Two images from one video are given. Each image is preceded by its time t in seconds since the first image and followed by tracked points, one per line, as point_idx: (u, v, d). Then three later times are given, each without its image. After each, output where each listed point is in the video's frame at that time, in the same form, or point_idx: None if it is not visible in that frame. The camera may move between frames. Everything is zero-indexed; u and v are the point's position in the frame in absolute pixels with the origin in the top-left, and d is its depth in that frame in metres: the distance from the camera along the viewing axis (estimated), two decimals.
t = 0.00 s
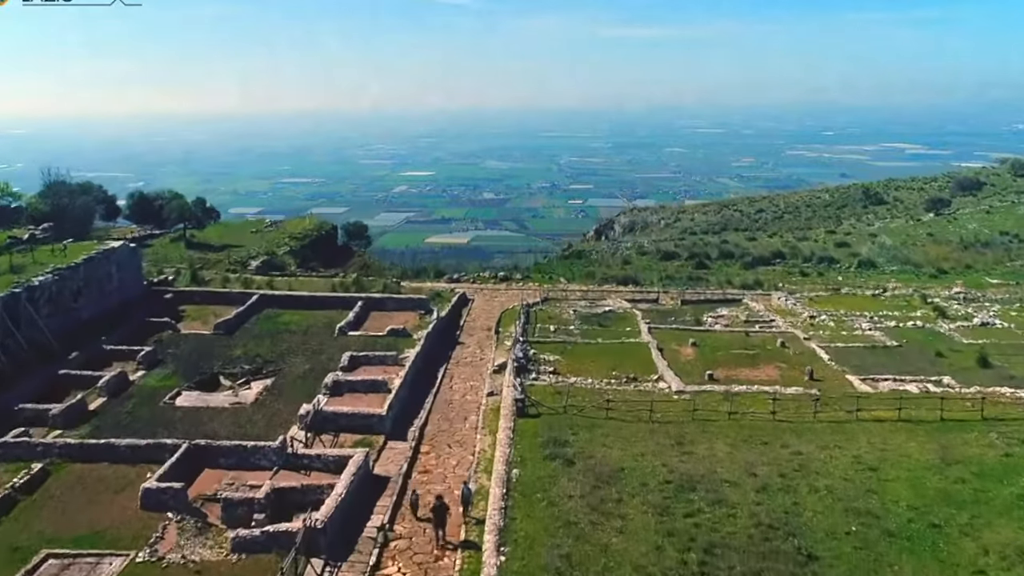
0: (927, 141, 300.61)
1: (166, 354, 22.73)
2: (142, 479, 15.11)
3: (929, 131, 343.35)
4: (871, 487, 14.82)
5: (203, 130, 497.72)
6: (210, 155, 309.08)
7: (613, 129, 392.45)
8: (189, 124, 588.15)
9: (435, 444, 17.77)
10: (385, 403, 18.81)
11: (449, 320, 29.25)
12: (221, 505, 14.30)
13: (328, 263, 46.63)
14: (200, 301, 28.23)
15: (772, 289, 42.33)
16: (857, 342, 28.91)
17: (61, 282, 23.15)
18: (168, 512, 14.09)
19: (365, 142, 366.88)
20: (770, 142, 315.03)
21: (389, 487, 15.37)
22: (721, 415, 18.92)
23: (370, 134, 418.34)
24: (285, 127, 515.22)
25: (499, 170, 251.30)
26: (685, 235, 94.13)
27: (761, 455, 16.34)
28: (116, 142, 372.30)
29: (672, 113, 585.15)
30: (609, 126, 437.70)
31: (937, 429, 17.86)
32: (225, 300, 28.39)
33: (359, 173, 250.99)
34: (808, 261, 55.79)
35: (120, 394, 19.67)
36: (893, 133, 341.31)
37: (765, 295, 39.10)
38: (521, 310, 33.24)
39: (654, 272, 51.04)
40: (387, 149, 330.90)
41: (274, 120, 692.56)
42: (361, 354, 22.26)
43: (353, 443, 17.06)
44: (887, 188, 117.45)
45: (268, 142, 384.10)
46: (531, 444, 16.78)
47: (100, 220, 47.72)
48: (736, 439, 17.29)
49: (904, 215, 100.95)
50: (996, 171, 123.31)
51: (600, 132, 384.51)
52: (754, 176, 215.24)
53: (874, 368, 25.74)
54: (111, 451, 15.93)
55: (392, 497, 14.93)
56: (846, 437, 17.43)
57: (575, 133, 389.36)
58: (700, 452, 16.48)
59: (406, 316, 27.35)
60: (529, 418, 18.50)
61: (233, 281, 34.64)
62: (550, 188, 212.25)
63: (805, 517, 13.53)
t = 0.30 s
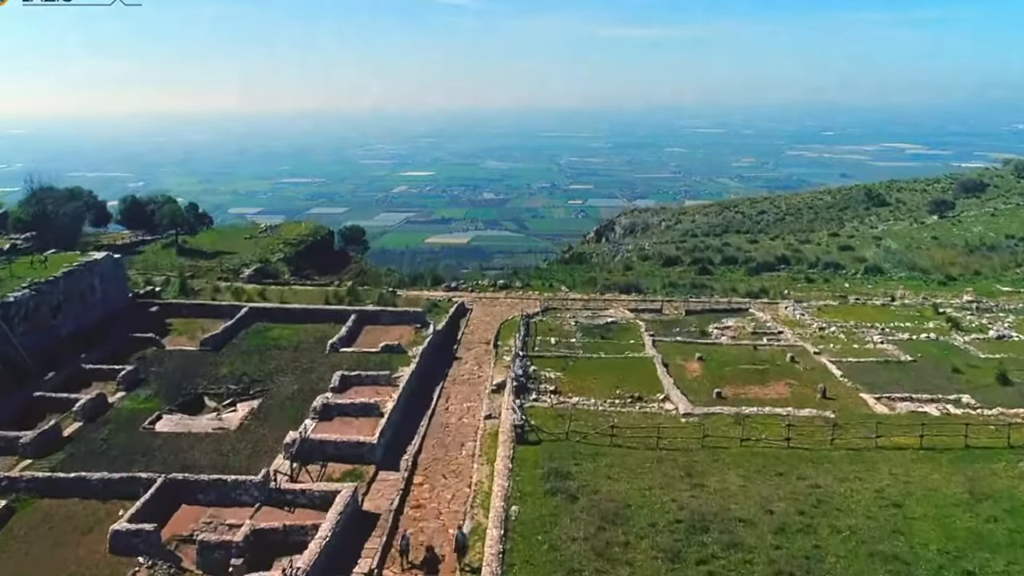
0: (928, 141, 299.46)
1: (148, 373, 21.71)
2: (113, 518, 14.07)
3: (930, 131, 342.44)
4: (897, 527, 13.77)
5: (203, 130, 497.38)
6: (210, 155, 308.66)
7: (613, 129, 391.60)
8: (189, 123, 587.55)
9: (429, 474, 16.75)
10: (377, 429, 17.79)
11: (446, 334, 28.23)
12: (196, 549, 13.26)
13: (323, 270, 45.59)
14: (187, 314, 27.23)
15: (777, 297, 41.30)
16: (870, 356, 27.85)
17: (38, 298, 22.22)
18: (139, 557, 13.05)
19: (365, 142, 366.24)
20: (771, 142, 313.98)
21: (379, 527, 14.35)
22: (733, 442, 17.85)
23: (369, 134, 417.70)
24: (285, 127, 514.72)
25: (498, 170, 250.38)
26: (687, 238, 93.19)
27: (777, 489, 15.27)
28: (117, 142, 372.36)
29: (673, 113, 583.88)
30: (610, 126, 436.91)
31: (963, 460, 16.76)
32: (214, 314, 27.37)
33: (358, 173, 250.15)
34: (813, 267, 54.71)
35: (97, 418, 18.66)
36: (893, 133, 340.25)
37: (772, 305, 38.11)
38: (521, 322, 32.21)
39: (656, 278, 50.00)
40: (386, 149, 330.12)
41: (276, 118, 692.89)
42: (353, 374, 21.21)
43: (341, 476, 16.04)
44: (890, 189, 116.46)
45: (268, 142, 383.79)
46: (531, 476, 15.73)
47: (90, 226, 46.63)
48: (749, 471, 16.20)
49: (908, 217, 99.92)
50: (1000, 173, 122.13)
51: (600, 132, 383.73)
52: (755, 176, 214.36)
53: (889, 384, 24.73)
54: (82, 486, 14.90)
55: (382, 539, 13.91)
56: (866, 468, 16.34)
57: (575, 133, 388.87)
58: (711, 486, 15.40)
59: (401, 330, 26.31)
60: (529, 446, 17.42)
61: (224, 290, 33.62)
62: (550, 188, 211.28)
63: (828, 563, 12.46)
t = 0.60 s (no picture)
0: (929, 141, 298.55)
1: (128, 395, 20.66)
2: (80, 563, 13.07)
3: (930, 131, 341.65)
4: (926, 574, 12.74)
5: (203, 130, 496.97)
6: (209, 155, 307.99)
7: (613, 129, 390.85)
8: (189, 123, 587.49)
9: (422, 509, 15.69)
10: (367, 459, 16.75)
11: (442, 349, 27.21)
12: None
13: (318, 277, 44.59)
14: (173, 329, 26.22)
15: (783, 306, 40.32)
16: (882, 372, 26.80)
17: (14, 314, 21.22)
18: None
19: (365, 142, 365.56)
20: (771, 142, 313.18)
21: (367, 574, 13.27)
22: (746, 472, 16.79)
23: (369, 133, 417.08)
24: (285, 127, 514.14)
25: (498, 170, 249.52)
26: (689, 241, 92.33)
27: (796, 528, 14.22)
28: (117, 142, 372.07)
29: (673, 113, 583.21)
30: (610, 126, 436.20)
31: (993, 494, 15.66)
32: (201, 328, 26.36)
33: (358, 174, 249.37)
34: (819, 273, 53.70)
35: (71, 445, 17.64)
36: (893, 134, 339.40)
37: (778, 314, 37.10)
38: (521, 335, 31.21)
39: (659, 285, 49.01)
40: (386, 149, 329.32)
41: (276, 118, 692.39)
42: (343, 395, 20.19)
43: (328, 514, 15.01)
44: (893, 191, 115.55)
45: (268, 141, 383.39)
46: (532, 514, 14.67)
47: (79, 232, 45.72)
48: (763, 506, 15.14)
49: (911, 220, 99.02)
50: (1003, 174, 121.07)
51: (600, 132, 383.03)
52: (756, 176, 213.44)
53: (904, 403, 23.69)
54: (49, 526, 13.90)
55: None
56: (890, 504, 15.27)
57: (575, 133, 388.27)
58: (726, 524, 14.33)
59: (396, 346, 25.28)
60: (527, 477, 16.37)
61: (214, 300, 32.60)
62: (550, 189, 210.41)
63: None
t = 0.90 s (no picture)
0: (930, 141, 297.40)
1: (102, 423, 19.42)
2: None
3: (931, 131, 340.60)
4: None
5: (203, 130, 496.43)
6: (209, 156, 307.30)
7: (613, 129, 390.02)
8: (189, 123, 587.03)
9: (412, 557, 14.44)
10: (354, 499, 15.52)
11: (438, 368, 25.98)
12: None
13: (312, 287, 43.41)
14: (156, 348, 25.00)
15: (790, 318, 39.11)
16: (899, 392, 25.56)
17: None
18: None
19: (365, 142, 364.75)
20: (772, 143, 312.04)
21: None
22: (763, 513, 15.54)
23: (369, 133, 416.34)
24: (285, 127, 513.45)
25: (497, 170, 248.48)
26: (690, 244, 91.22)
27: None
28: (117, 142, 371.82)
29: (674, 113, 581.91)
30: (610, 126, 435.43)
31: None
32: (185, 347, 25.14)
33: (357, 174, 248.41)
34: (825, 280, 52.54)
35: (36, 482, 16.42)
36: (893, 134, 338.29)
37: (787, 328, 35.88)
38: (521, 352, 29.97)
39: (662, 294, 47.87)
40: (386, 149, 328.36)
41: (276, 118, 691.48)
42: (331, 425, 18.94)
43: (309, 565, 13.74)
44: (896, 193, 114.34)
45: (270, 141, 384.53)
46: (532, 566, 13.44)
47: (66, 242, 44.60)
48: (783, 557, 13.86)
49: (915, 223, 97.87)
50: (1008, 176, 119.81)
51: (600, 133, 382.18)
52: (757, 176, 212.36)
53: (924, 428, 22.49)
54: None
55: None
56: (922, 553, 13.98)
57: (575, 133, 387.50)
58: None
59: (389, 366, 24.04)
60: (527, 521, 15.09)
61: (202, 314, 31.37)
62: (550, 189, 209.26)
63: None
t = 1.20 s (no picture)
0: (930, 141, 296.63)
1: (77, 450, 18.39)
2: None
3: (932, 131, 339.61)
4: None
5: (203, 130, 495.60)
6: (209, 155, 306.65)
7: (613, 129, 389.35)
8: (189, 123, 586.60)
9: None
10: (340, 538, 14.53)
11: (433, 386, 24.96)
12: None
13: (306, 295, 42.41)
14: (139, 365, 23.99)
15: (796, 328, 38.09)
16: (915, 411, 24.49)
17: None
18: None
19: (365, 142, 364.07)
20: (772, 143, 311.16)
21: None
22: (778, 554, 14.52)
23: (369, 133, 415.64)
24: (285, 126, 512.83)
25: (497, 170, 247.65)
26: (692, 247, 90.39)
27: None
28: (118, 141, 371.37)
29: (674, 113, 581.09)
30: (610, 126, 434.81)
31: None
32: (169, 364, 24.10)
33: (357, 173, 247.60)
34: (830, 287, 51.56)
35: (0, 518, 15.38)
36: (894, 134, 337.46)
37: (794, 339, 34.83)
38: (520, 366, 28.93)
39: (664, 302, 46.90)
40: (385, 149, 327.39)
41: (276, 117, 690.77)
42: (319, 452, 17.93)
43: None
44: (898, 194, 113.45)
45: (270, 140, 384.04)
46: None
47: (54, 249, 43.65)
48: None
49: (918, 225, 96.94)
50: (1011, 177, 118.81)
51: (600, 133, 381.40)
52: (758, 177, 211.41)
53: (942, 450, 21.48)
54: None
55: None
56: None
57: (575, 132, 387.39)
58: None
59: (382, 385, 23.00)
60: (526, 563, 14.08)
61: (190, 326, 30.33)
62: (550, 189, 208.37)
63: None
